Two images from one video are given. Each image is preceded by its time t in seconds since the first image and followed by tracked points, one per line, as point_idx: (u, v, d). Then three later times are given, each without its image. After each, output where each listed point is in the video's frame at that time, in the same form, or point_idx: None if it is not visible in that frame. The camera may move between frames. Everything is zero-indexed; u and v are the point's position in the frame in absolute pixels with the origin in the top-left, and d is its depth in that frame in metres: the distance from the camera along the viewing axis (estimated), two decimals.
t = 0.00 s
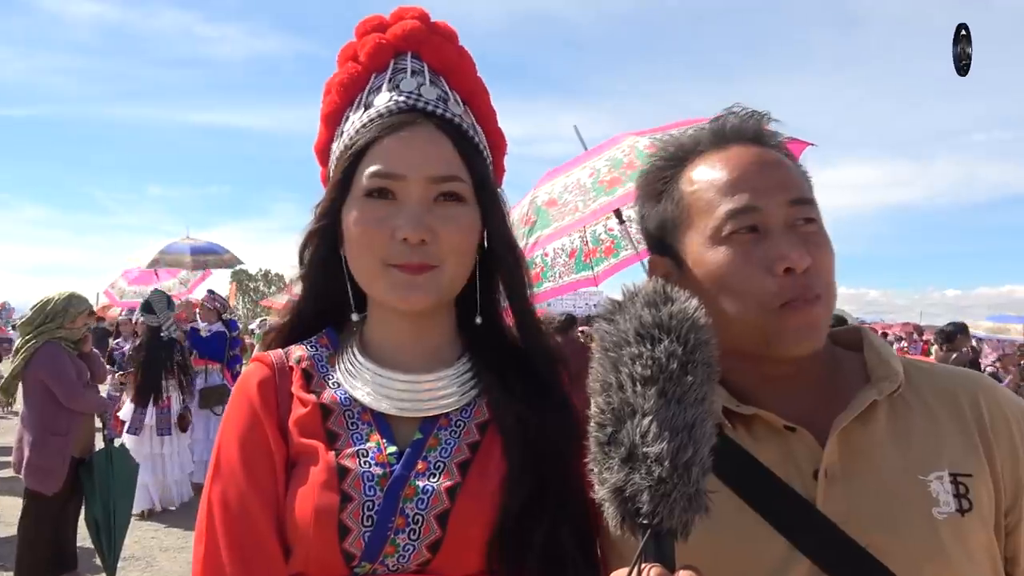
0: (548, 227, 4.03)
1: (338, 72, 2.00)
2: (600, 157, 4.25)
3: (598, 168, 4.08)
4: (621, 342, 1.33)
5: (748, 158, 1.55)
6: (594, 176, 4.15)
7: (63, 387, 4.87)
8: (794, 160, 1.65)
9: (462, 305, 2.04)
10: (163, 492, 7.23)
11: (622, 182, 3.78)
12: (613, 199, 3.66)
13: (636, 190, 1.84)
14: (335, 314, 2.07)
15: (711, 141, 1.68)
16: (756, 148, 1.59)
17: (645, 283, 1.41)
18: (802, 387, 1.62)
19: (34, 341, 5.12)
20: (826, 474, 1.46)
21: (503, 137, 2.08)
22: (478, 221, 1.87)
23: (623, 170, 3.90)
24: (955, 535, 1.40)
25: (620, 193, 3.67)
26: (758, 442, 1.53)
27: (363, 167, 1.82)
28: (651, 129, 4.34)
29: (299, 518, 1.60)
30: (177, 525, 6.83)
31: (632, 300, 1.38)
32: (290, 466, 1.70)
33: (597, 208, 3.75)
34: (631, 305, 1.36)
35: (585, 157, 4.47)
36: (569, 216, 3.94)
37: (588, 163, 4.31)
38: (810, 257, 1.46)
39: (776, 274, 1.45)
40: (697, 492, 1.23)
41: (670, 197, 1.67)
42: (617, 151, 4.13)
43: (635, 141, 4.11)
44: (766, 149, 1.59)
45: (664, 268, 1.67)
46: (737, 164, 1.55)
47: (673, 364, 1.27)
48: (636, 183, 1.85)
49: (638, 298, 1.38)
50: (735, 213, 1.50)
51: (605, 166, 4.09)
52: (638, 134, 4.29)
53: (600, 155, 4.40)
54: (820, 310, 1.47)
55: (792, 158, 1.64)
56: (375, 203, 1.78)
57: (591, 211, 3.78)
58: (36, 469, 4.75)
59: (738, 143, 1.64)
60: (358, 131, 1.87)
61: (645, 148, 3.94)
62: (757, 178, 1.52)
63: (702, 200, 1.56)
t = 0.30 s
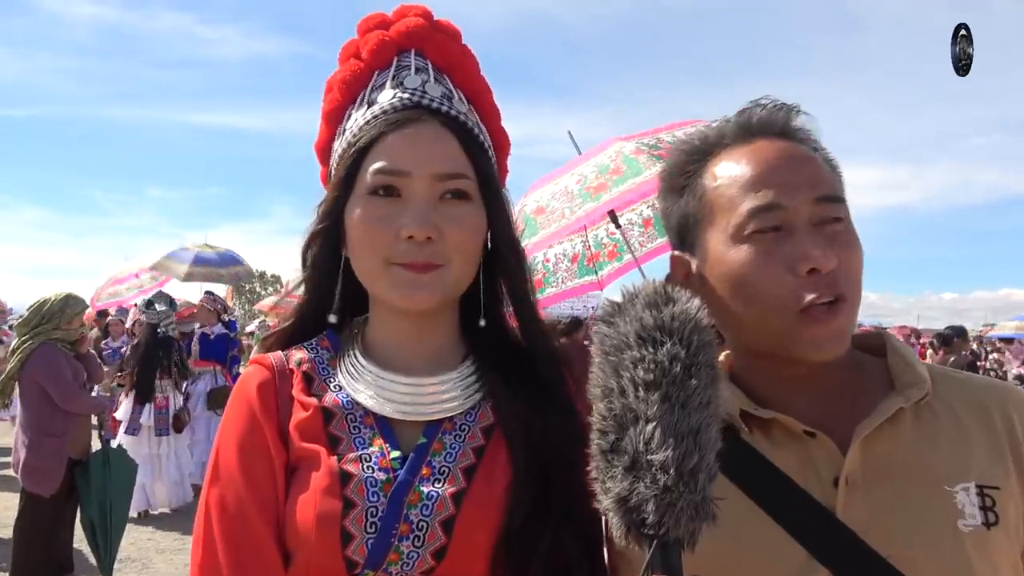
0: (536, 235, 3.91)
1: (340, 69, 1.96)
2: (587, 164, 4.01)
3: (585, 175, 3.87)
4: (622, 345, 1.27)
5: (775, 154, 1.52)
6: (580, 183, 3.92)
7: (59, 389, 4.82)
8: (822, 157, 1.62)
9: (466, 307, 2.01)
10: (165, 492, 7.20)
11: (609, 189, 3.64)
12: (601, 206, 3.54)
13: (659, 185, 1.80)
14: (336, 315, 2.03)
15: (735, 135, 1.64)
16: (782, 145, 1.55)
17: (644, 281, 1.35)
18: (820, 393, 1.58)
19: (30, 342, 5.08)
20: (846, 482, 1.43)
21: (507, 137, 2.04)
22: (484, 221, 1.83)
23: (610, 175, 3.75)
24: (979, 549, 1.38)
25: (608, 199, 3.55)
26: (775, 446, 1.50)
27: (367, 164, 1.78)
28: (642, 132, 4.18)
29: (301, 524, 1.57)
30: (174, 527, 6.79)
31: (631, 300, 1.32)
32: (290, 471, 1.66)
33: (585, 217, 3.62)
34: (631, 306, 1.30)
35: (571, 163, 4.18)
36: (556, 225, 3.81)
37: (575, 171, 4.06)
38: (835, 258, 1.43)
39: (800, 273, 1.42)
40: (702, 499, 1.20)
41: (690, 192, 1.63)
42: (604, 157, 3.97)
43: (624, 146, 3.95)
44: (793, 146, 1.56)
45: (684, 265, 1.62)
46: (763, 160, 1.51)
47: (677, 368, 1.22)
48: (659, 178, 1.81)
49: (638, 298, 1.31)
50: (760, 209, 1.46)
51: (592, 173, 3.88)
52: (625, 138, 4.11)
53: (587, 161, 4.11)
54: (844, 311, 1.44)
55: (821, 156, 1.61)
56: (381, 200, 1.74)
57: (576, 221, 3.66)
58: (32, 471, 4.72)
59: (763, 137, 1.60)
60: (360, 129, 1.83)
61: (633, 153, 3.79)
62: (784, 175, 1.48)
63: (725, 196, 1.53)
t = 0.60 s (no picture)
0: (541, 238, 3.85)
1: (342, 73, 1.95)
2: (593, 167, 3.98)
3: (592, 178, 3.83)
4: (577, 361, 1.29)
5: (775, 157, 1.48)
6: (586, 185, 3.88)
7: (55, 390, 4.79)
8: (854, 150, 1.52)
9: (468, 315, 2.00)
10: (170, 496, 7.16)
11: (616, 192, 3.62)
12: (610, 209, 3.51)
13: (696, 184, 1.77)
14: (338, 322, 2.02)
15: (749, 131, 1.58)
16: (792, 146, 1.50)
17: (595, 292, 1.37)
18: (840, 403, 1.55)
19: (26, 344, 5.06)
20: (864, 497, 1.40)
21: (509, 144, 2.03)
22: (487, 228, 1.82)
23: (617, 178, 3.72)
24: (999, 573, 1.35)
25: (616, 203, 3.53)
26: (794, 456, 1.49)
27: (370, 169, 1.77)
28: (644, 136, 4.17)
29: (299, 532, 1.55)
30: (170, 529, 6.77)
31: (583, 313, 1.34)
32: (289, 477, 1.65)
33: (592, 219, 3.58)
34: (584, 319, 1.33)
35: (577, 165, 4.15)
36: (563, 228, 3.73)
37: (581, 173, 4.02)
38: (785, 268, 1.40)
39: (749, 285, 1.43)
40: (669, 512, 1.20)
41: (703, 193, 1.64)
42: (610, 159, 3.95)
43: (629, 149, 3.92)
44: (805, 144, 1.49)
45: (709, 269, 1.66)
46: (755, 164, 1.49)
47: (631, 381, 1.22)
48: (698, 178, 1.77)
49: (591, 310, 1.33)
50: (724, 220, 1.49)
51: (598, 176, 3.85)
52: (629, 142, 4.10)
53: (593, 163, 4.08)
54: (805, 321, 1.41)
55: (850, 149, 1.51)
56: (383, 205, 1.73)
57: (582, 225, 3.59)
58: (28, 473, 4.70)
59: (779, 131, 1.54)
60: (363, 133, 1.82)
61: (641, 156, 3.77)
62: (757, 183, 1.47)
63: (713, 204, 1.55)
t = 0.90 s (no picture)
0: (533, 243, 3.83)
1: (344, 75, 1.93)
2: (585, 171, 3.94)
3: (584, 181, 3.80)
4: (569, 369, 1.29)
5: (802, 152, 1.46)
6: (578, 188, 3.84)
7: (51, 391, 4.76)
8: (887, 145, 1.49)
9: (468, 317, 1.99)
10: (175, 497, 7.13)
11: (607, 196, 3.59)
12: (601, 213, 3.47)
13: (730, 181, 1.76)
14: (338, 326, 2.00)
15: (781, 125, 1.56)
16: (822, 140, 1.48)
17: (587, 295, 1.36)
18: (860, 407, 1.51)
19: (23, 345, 5.03)
20: (888, 509, 1.35)
21: (511, 147, 2.02)
22: (489, 231, 1.80)
23: (608, 182, 3.69)
24: None
25: (606, 206, 3.49)
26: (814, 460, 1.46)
27: (371, 171, 1.75)
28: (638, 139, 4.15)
29: (296, 537, 1.54)
30: (168, 530, 6.76)
31: (575, 317, 1.34)
32: (287, 482, 1.63)
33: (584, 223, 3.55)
34: (576, 323, 1.32)
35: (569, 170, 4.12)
36: (554, 233, 3.70)
37: (573, 177, 3.98)
38: (807, 265, 1.39)
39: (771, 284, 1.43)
40: (665, 524, 1.20)
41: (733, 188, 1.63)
42: (602, 163, 3.92)
43: (622, 152, 3.90)
44: (834, 139, 1.47)
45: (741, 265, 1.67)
46: (780, 160, 1.48)
47: (624, 389, 1.21)
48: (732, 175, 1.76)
49: (583, 315, 1.32)
50: (748, 218, 1.49)
51: (590, 179, 3.81)
52: (623, 145, 4.07)
53: (586, 168, 4.05)
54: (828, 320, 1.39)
55: (882, 144, 1.49)
56: (383, 208, 1.71)
57: (574, 228, 3.54)
58: (24, 474, 4.67)
59: (809, 125, 1.52)
60: (365, 135, 1.80)
61: (632, 159, 3.74)
62: (782, 179, 1.46)
63: (740, 200, 1.54)
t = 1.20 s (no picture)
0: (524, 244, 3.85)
1: (341, 72, 1.92)
2: (578, 172, 3.92)
3: (575, 182, 3.78)
4: (563, 365, 1.29)
5: (808, 146, 1.45)
6: (570, 189, 3.82)
7: (46, 392, 4.73)
8: (897, 136, 1.47)
9: (466, 316, 1.98)
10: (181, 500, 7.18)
11: (597, 196, 3.56)
12: (589, 214, 3.46)
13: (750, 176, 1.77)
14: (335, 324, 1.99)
15: (790, 115, 1.56)
16: (835, 134, 1.46)
17: (584, 292, 1.36)
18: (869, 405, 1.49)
19: (19, 346, 5.00)
20: (905, 511, 1.34)
21: (509, 146, 2.01)
22: (487, 228, 1.79)
23: (598, 183, 3.66)
24: None
25: (595, 208, 3.46)
26: (829, 458, 1.44)
27: (368, 169, 1.74)
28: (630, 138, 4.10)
29: (292, 538, 1.52)
30: (163, 532, 6.74)
31: (570, 313, 1.34)
32: (283, 482, 1.61)
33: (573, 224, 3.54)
34: (571, 320, 1.32)
35: (561, 172, 4.09)
36: (544, 234, 3.72)
37: (565, 179, 3.96)
38: (809, 263, 1.38)
39: (771, 282, 1.43)
40: (659, 522, 1.19)
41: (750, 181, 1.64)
42: (594, 163, 3.88)
43: (613, 152, 3.85)
44: (838, 131, 1.47)
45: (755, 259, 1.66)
46: (790, 155, 1.47)
47: (616, 386, 1.22)
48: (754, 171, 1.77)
49: (578, 311, 1.33)
50: (755, 215, 1.48)
51: (581, 180, 3.79)
52: (614, 144, 4.01)
53: (578, 168, 4.02)
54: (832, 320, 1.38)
55: (891, 136, 1.47)
56: (380, 205, 1.70)
57: (564, 228, 3.56)
58: (21, 476, 4.65)
59: (815, 117, 1.52)
60: (361, 133, 1.79)
61: (622, 159, 3.70)
62: (790, 176, 1.44)
63: (751, 194, 1.53)
